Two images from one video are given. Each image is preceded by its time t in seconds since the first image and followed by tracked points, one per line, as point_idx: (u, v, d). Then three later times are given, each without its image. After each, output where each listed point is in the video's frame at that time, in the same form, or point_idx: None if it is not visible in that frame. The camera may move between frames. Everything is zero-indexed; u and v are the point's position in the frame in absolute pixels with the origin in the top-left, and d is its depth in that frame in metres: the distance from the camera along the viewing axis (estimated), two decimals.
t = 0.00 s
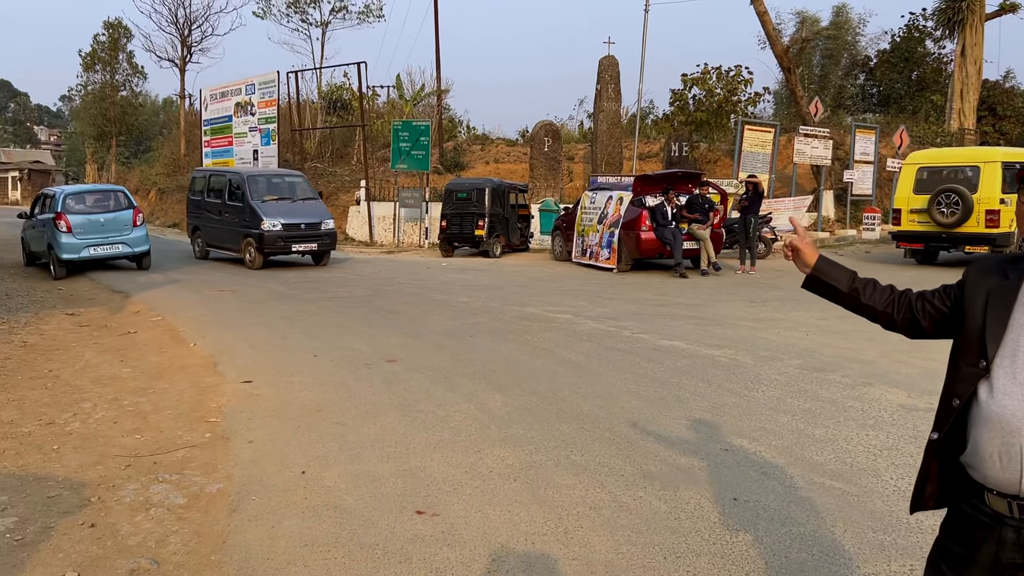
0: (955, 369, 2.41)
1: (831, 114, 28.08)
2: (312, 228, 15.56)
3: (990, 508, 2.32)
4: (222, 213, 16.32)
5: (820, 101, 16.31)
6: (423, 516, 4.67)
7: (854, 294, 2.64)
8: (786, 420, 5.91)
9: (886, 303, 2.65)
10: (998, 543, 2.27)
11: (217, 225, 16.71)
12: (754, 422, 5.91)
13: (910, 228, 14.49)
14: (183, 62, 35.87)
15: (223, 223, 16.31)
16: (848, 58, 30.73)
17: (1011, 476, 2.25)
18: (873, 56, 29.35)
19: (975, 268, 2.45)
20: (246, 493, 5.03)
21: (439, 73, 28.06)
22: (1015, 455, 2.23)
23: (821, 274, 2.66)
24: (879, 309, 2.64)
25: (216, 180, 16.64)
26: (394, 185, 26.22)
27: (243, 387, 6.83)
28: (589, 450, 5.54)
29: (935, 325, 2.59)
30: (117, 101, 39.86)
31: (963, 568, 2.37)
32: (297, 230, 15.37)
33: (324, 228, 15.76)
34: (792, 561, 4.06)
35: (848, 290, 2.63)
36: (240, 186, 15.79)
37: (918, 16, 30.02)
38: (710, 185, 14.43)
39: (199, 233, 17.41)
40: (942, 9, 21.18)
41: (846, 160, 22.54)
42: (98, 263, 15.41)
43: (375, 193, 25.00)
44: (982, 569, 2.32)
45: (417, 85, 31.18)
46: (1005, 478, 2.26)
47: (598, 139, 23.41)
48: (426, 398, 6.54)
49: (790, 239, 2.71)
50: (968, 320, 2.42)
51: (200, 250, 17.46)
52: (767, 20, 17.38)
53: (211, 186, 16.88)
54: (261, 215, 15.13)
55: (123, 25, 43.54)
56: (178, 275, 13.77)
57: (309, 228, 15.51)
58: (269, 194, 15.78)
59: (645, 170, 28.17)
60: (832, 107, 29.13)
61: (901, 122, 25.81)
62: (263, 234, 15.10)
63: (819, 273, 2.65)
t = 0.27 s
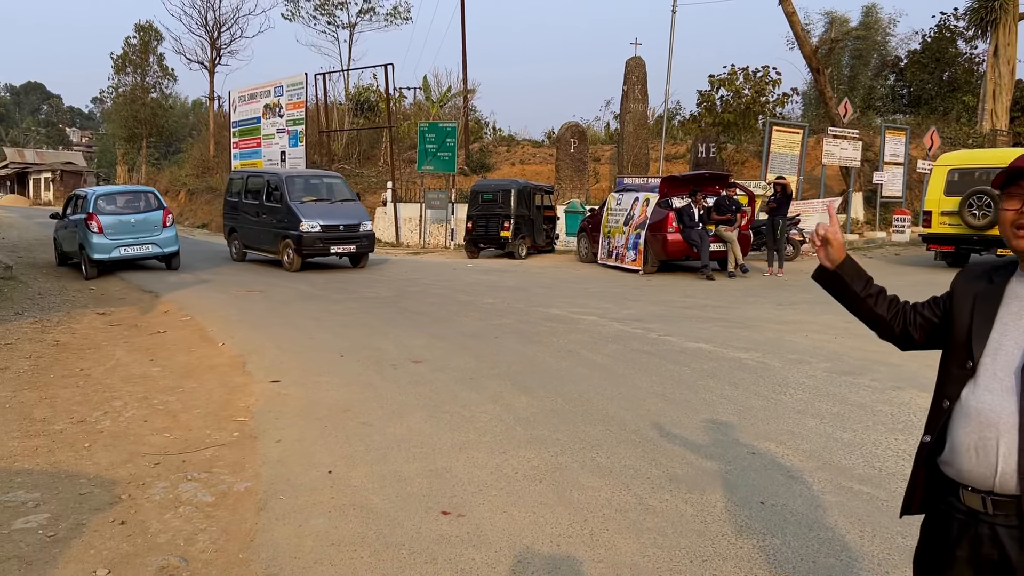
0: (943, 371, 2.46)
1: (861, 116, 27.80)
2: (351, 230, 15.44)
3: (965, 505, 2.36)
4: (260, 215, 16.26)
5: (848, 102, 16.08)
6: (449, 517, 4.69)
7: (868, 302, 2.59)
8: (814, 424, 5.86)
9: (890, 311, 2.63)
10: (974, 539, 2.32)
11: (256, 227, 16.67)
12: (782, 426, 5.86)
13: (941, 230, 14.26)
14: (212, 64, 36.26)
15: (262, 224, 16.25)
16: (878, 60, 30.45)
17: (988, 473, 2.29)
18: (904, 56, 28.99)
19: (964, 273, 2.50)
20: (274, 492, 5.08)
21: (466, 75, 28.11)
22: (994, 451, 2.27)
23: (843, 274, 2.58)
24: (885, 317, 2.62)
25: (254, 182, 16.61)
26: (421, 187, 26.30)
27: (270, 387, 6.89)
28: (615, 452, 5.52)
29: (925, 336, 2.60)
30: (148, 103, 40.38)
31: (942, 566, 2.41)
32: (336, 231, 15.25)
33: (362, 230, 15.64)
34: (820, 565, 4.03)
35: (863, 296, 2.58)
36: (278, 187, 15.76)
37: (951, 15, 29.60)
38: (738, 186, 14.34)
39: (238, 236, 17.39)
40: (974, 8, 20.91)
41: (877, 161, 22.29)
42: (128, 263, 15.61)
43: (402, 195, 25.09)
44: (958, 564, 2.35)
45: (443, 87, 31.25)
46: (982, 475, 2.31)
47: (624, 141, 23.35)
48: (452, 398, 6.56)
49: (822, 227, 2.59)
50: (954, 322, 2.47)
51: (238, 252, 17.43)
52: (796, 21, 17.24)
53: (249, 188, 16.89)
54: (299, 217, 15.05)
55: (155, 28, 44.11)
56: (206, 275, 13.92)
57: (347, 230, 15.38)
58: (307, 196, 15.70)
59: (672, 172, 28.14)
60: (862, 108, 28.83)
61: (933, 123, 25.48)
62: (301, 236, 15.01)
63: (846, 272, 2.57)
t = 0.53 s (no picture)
0: (925, 370, 2.47)
1: (877, 117, 27.66)
2: (379, 232, 15.23)
3: (949, 501, 2.34)
4: (288, 217, 16.02)
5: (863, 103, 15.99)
6: (462, 517, 4.69)
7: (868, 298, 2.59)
8: (829, 426, 5.82)
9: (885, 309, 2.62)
10: (961, 535, 2.27)
11: (282, 229, 16.43)
12: (798, 429, 5.83)
13: (957, 232, 14.14)
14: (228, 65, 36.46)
15: (289, 227, 16.01)
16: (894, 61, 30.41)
17: (971, 467, 2.27)
18: (920, 57, 28.79)
19: (941, 272, 2.53)
20: (288, 491, 5.09)
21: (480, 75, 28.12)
22: (974, 445, 2.26)
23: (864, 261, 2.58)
24: (879, 315, 2.62)
25: (281, 183, 16.38)
26: (435, 188, 26.33)
27: (285, 386, 6.91)
28: (628, 454, 5.51)
29: (907, 337, 2.62)
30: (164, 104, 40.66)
31: (931, 564, 2.37)
32: (364, 233, 15.04)
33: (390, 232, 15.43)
34: (834, 568, 4.01)
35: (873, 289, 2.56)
36: (304, 188, 15.55)
37: (968, 16, 29.41)
38: (753, 187, 14.29)
39: (263, 238, 17.14)
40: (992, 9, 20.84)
41: (893, 162, 22.16)
42: (144, 263, 15.69)
43: (416, 196, 25.14)
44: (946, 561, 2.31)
45: (457, 88, 31.28)
46: (965, 470, 2.29)
47: (639, 141, 23.32)
48: (466, 399, 6.56)
49: (870, 218, 2.54)
50: (934, 321, 2.49)
51: (263, 254, 17.19)
52: (812, 21, 17.17)
53: (274, 188, 16.69)
54: (327, 218, 14.84)
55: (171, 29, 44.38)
56: (221, 276, 13.99)
57: (376, 231, 15.17)
58: (335, 197, 15.48)
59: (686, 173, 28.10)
60: (878, 109, 28.68)
61: (950, 124, 25.31)
62: (329, 238, 14.81)
63: (873, 264, 2.56)
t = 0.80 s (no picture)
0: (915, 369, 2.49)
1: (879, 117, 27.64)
2: (398, 234, 14.89)
3: (937, 498, 2.37)
4: (303, 217, 15.63)
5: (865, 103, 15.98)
6: (463, 517, 4.69)
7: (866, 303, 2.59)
8: (830, 427, 5.82)
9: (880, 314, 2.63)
10: (946, 531, 2.33)
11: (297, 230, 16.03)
12: (801, 430, 5.82)
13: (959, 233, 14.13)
14: (230, 65, 36.49)
15: (305, 228, 15.62)
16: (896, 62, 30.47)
17: (954, 467, 2.30)
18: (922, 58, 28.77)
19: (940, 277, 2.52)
20: (289, 492, 5.09)
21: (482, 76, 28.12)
22: (955, 445, 2.29)
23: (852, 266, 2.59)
24: (875, 320, 2.62)
25: (296, 183, 15.99)
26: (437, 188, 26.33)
27: (286, 387, 6.91)
28: (629, 454, 5.51)
29: (908, 340, 2.61)
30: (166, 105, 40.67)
31: (920, 559, 2.42)
32: (383, 235, 14.69)
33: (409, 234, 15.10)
34: (835, 569, 4.00)
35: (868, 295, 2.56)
36: (321, 188, 15.19)
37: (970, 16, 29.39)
38: (755, 188, 14.28)
39: (277, 239, 16.73)
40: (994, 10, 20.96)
41: (895, 163, 22.16)
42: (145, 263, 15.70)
43: (418, 196, 25.15)
44: (933, 557, 2.37)
45: (459, 89, 31.30)
46: (950, 470, 2.31)
47: (641, 142, 23.32)
48: (468, 399, 6.56)
49: (868, 223, 2.50)
50: (930, 322, 2.49)
51: (275, 256, 16.77)
52: (813, 22, 17.17)
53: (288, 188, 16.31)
54: (346, 220, 14.47)
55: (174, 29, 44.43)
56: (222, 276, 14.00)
57: (395, 233, 14.83)
58: (353, 198, 15.13)
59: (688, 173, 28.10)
60: (880, 110, 28.67)
61: (952, 125, 25.29)
62: (348, 240, 14.45)
63: (869, 270, 2.57)
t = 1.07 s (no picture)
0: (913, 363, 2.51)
1: (869, 118, 27.73)
2: (410, 235, 14.52)
3: (923, 492, 2.42)
4: (311, 218, 15.19)
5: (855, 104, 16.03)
6: (453, 516, 4.68)
7: (846, 301, 2.65)
8: (819, 426, 5.84)
9: (876, 310, 2.68)
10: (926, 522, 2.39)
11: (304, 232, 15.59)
12: (791, 429, 5.83)
13: (948, 232, 14.20)
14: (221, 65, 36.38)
15: (313, 229, 15.18)
16: (885, 61, 30.52)
17: (933, 462, 2.34)
18: (911, 58, 28.87)
19: (952, 275, 2.51)
20: (279, 492, 5.07)
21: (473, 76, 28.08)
22: (935, 440, 2.33)
23: (817, 283, 2.65)
24: (869, 317, 2.67)
25: (303, 183, 15.56)
26: (428, 188, 26.29)
27: (276, 387, 6.89)
28: (620, 453, 5.51)
29: (915, 327, 2.62)
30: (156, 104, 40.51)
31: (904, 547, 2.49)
32: (395, 236, 14.31)
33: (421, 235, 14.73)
34: (822, 567, 4.00)
35: (840, 298, 2.64)
36: (330, 189, 14.78)
37: (959, 16, 29.48)
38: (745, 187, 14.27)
39: (281, 241, 16.25)
40: (982, 10, 20.54)
41: (884, 163, 22.24)
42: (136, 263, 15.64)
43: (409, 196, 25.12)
44: (915, 548, 2.43)
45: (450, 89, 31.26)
46: (931, 466, 2.35)
47: (632, 142, 23.35)
48: (458, 399, 6.55)
49: (784, 253, 2.70)
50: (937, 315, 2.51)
51: (279, 258, 16.25)
52: (803, 22, 17.21)
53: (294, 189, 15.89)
54: (357, 221, 14.08)
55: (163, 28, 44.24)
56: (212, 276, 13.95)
57: (407, 234, 14.46)
58: (363, 199, 14.74)
59: (679, 173, 28.13)
60: (870, 110, 28.77)
61: (941, 125, 25.40)
62: (359, 242, 14.05)
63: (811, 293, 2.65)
